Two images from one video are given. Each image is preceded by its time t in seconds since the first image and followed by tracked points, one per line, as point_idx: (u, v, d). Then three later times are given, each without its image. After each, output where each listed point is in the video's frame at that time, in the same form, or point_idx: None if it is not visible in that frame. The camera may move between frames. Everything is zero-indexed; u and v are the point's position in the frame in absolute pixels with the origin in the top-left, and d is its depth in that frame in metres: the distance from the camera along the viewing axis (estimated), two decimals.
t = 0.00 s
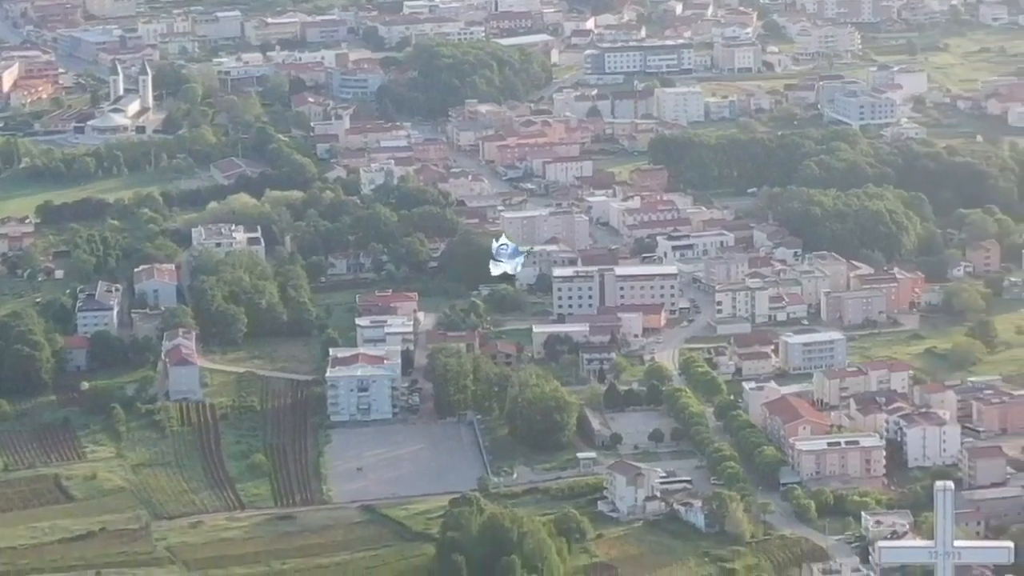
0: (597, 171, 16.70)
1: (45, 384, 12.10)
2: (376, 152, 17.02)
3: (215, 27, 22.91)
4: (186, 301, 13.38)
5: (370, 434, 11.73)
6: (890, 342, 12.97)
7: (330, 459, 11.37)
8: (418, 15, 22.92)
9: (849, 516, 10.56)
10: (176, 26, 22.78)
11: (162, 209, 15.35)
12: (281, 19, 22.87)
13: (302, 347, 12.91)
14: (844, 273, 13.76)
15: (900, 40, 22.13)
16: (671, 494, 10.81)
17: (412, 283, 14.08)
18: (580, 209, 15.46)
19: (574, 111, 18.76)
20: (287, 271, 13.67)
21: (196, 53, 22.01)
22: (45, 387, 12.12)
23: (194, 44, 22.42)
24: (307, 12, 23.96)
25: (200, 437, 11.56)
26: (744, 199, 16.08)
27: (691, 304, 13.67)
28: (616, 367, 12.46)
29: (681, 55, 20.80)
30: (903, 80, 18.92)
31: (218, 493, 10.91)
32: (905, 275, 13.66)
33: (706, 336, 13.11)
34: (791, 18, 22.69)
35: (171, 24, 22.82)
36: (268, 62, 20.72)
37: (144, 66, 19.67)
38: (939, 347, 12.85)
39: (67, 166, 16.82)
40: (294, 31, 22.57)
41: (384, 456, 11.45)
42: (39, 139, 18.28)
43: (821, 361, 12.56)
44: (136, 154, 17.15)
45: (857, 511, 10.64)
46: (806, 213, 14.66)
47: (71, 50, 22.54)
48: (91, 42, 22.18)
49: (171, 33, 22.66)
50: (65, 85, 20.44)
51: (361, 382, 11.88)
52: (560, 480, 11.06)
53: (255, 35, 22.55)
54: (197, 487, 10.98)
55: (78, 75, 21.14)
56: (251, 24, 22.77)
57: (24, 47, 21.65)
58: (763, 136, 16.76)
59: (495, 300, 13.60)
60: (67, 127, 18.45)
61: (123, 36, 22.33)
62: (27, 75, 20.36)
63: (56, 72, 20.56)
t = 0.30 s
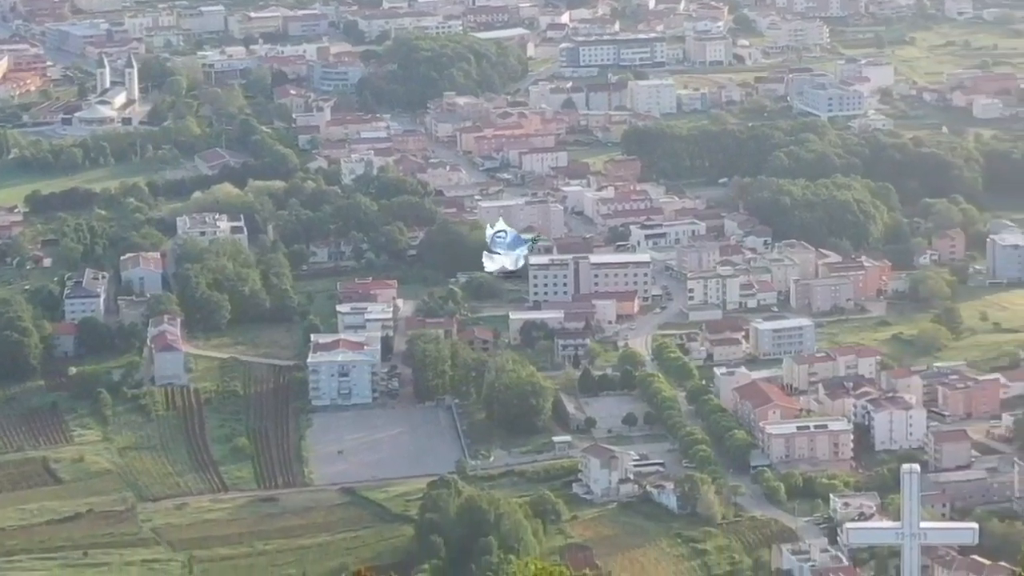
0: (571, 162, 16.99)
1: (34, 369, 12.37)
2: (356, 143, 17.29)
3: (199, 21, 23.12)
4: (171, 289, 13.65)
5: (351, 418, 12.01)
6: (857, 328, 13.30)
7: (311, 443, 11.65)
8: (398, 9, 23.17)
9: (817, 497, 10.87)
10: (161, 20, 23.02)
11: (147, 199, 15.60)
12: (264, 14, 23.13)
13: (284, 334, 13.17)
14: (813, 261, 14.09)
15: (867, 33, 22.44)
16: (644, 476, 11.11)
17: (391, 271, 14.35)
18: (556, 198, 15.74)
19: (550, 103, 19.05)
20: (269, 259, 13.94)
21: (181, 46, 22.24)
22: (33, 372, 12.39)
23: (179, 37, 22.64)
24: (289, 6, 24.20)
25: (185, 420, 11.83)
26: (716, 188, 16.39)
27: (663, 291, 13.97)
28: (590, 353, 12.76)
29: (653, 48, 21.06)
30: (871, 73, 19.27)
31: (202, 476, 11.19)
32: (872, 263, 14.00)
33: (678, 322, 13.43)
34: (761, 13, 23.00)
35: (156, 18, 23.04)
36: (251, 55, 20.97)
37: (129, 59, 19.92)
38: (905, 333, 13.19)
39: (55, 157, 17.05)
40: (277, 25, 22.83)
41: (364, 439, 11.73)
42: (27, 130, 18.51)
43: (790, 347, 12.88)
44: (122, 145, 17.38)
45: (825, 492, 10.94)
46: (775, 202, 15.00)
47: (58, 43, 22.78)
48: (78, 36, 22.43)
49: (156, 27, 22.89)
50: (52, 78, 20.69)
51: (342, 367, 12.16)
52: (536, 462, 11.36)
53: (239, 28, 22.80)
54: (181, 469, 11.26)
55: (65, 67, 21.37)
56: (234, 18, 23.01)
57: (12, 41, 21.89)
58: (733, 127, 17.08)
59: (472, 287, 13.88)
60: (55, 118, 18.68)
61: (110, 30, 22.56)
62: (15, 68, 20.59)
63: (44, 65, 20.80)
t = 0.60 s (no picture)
0: (546, 152, 17.29)
1: (22, 354, 12.64)
2: (336, 134, 17.56)
3: (184, 15, 23.35)
4: (156, 276, 13.92)
5: (332, 401, 12.30)
6: (825, 314, 13.64)
7: (293, 426, 11.94)
8: (377, 3, 23.45)
9: (785, 479, 11.21)
10: (146, 14, 23.27)
11: (133, 189, 15.86)
12: (247, 8, 23.41)
13: (266, 320, 13.46)
14: (782, 249, 14.43)
15: (834, 27, 22.77)
16: (617, 459, 11.43)
17: (371, 259, 14.64)
18: (531, 187, 16.05)
19: (525, 95, 19.38)
20: (252, 248, 14.22)
21: (166, 39, 22.48)
22: (21, 357, 12.66)
23: (164, 31, 22.88)
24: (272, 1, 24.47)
25: (169, 404, 12.12)
26: (687, 178, 16.71)
27: (636, 278, 14.29)
28: (564, 338, 13.08)
29: (626, 42, 21.42)
30: (838, 66, 19.61)
31: (186, 458, 11.48)
32: (839, 251, 14.35)
33: (651, 308, 13.75)
34: (732, 7, 23.33)
35: (141, 12, 23.28)
36: (235, 48, 21.23)
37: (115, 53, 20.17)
38: (871, 319, 13.54)
39: (43, 148, 17.29)
40: (259, 19, 23.12)
41: (344, 423, 12.02)
42: (15, 121, 18.73)
43: (759, 333, 13.22)
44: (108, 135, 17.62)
45: (794, 474, 11.25)
46: (745, 192, 15.37)
47: (45, 36, 23.01)
48: (66, 29, 22.68)
49: (141, 20, 23.14)
50: (40, 71, 20.92)
51: (322, 352, 12.47)
52: (511, 445, 11.67)
53: (223, 22, 23.06)
54: (166, 452, 11.55)
55: (52, 60, 21.60)
56: (218, 12, 23.27)
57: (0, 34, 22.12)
58: (704, 119, 17.40)
59: (450, 275, 14.17)
60: (42, 110, 18.89)
61: (96, 24, 22.81)
62: (3, 60, 20.80)
63: (31, 58, 21.03)
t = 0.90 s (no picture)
0: (521, 143, 17.61)
1: (11, 340, 12.93)
2: (317, 125, 17.86)
3: (168, 9, 23.61)
4: (141, 263, 14.22)
5: (312, 385, 12.62)
6: (793, 301, 14.00)
7: (274, 409, 12.25)
8: None
9: (754, 460, 11.55)
10: (131, 8, 23.53)
11: (119, 178, 16.14)
12: (229, 4, 23.69)
13: (248, 306, 13.76)
14: (751, 237, 14.76)
15: (803, 20, 23.12)
16: (590, 441, 11.76)
17: (350, 246, 14.95)
18: (506, 176, 16.37)
19: (500, 87, 19.69)
20: (234, 236, 14.52)
21: (150, 32, 22.74)
22: (10, 343, 12.95)
23: (148, 25, 23.13)
24: None
25: (153, 388, 12.42)
26: (658, 168, 17.05)
27: (609, 266, 14.63)
28: (538, 324, 13.42)
29: (599, 35, 21.72)
30: (805, 59, 19.97)
31: (170, 441, 11.78)
32: (807, 239, 14.71)
33: (623, 295, 14.10)
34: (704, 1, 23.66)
35: (126, 6, 23.55)
36: (217, 41, 21.51)
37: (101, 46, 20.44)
38: (838, 306, 13.90)
39: (30, 138, 17.56)
40: (241, 13, 23.41)
41: (324, 406, 12.33)
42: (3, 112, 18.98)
43: (729, 319, 13.56)
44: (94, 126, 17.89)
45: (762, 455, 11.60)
46: (714, 182, 15.76)
47: (33, 30, 23.27)
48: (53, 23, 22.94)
49: (127, 15, 23.41)
50: (28, 63, 21.17)
51: (303, 338, 12.77)
52: (487, 428, 12.00)
53: (206, 16, 23.33)
54: (151, 434, 11.85)
55: (40, 53, 21.87)
56: (201, 6, 23.54)
57: None
58: (675, 110, 17.74)
59: (427, 262, 14.48)
60: (29, 102, 19.14)
61: (82, 18, 23.08)
62: None
63: (19, 51, 21.29)
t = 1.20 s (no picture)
0: (496, 134, 17.95)
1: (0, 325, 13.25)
2: (297, 116, 18.18)
3: (152, 2, 23.90)
4: (126, 251, 14.55)
5: (292, 369, 12.95)
6: (762, 287, 14.38)
7: (256, 393, 12.58)
8: None
9: (723, 442, 11.90)
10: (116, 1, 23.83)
11: (104, 168, 16.45)
12: None
13: (230, 292, 14.08)
14: (718, 226, 15.11)
15: (771, 14, 23.51)
16: (563, 424, 12.11)
17: (330, 234, 15.27)
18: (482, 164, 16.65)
19: (475, 79, 20.04)
20: (217, 224, 14.85)
21: (134, 25, 23.03)
22: None
23: (133, 18, 23.42)
24: None
25: (138, 373, 12.74)
26: (628, 157, 17.40)
27: (581, 253, 14.98)
28: (513, 310, 13.77)
29: (572, 29, 22.08)
30: (773, 52, 20.39)
31: (154, 424, 12.11)
32: (774, 228, 15.08)
33: (596, 281, 14.45)
34: None
35: None
36: (201, 35, 21.83)
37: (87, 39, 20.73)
38: (804, 292, 14.28)
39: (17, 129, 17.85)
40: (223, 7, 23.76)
41: (304, 389, 12.66)
42: None
43: (698, 306, 13.94)
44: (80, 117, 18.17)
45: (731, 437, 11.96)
46: (684, 171, 16.16)
47: (21, 24, 23.56)
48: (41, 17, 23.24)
49: (113, 8, 23.71)
50: (16, 56, 21.45)
51: (284, 323, 13.14)
52: (463, 411, 12.34)
53: (189, 10, 23.65)
54: (136, 417, 12.18)
55: (27, 46, 22.15)
56: None
57: None
58: (646, 101, 18.11)
59: (405, 250, 14.80)
60: (17, 93, 19.41)
61: (70, 12, 23.37)
62: None
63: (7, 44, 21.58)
